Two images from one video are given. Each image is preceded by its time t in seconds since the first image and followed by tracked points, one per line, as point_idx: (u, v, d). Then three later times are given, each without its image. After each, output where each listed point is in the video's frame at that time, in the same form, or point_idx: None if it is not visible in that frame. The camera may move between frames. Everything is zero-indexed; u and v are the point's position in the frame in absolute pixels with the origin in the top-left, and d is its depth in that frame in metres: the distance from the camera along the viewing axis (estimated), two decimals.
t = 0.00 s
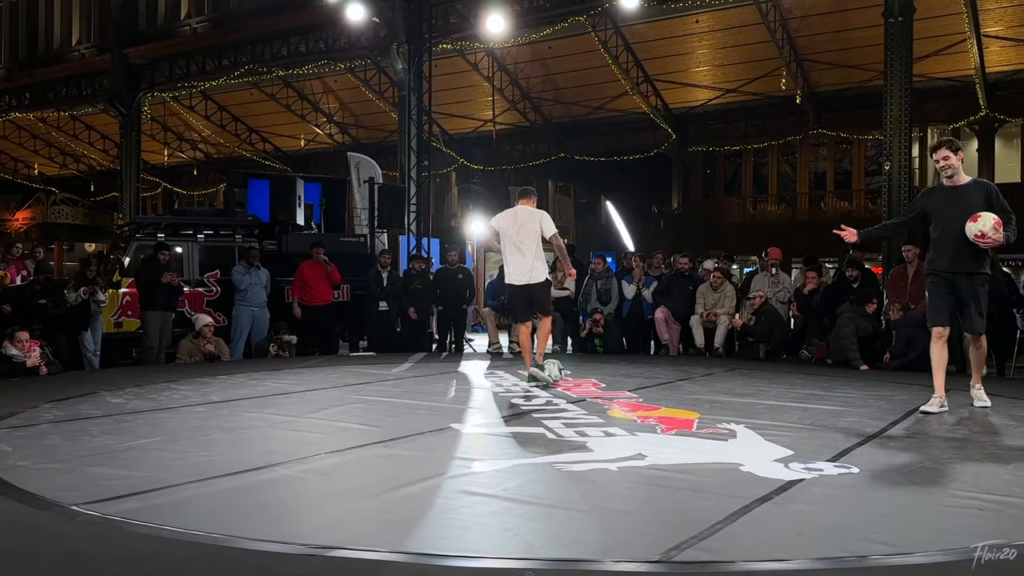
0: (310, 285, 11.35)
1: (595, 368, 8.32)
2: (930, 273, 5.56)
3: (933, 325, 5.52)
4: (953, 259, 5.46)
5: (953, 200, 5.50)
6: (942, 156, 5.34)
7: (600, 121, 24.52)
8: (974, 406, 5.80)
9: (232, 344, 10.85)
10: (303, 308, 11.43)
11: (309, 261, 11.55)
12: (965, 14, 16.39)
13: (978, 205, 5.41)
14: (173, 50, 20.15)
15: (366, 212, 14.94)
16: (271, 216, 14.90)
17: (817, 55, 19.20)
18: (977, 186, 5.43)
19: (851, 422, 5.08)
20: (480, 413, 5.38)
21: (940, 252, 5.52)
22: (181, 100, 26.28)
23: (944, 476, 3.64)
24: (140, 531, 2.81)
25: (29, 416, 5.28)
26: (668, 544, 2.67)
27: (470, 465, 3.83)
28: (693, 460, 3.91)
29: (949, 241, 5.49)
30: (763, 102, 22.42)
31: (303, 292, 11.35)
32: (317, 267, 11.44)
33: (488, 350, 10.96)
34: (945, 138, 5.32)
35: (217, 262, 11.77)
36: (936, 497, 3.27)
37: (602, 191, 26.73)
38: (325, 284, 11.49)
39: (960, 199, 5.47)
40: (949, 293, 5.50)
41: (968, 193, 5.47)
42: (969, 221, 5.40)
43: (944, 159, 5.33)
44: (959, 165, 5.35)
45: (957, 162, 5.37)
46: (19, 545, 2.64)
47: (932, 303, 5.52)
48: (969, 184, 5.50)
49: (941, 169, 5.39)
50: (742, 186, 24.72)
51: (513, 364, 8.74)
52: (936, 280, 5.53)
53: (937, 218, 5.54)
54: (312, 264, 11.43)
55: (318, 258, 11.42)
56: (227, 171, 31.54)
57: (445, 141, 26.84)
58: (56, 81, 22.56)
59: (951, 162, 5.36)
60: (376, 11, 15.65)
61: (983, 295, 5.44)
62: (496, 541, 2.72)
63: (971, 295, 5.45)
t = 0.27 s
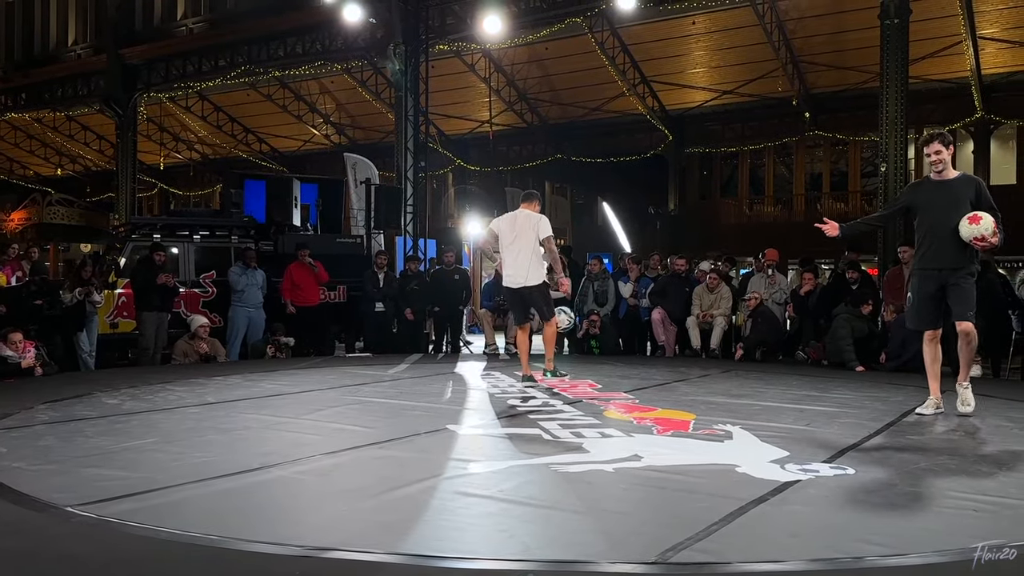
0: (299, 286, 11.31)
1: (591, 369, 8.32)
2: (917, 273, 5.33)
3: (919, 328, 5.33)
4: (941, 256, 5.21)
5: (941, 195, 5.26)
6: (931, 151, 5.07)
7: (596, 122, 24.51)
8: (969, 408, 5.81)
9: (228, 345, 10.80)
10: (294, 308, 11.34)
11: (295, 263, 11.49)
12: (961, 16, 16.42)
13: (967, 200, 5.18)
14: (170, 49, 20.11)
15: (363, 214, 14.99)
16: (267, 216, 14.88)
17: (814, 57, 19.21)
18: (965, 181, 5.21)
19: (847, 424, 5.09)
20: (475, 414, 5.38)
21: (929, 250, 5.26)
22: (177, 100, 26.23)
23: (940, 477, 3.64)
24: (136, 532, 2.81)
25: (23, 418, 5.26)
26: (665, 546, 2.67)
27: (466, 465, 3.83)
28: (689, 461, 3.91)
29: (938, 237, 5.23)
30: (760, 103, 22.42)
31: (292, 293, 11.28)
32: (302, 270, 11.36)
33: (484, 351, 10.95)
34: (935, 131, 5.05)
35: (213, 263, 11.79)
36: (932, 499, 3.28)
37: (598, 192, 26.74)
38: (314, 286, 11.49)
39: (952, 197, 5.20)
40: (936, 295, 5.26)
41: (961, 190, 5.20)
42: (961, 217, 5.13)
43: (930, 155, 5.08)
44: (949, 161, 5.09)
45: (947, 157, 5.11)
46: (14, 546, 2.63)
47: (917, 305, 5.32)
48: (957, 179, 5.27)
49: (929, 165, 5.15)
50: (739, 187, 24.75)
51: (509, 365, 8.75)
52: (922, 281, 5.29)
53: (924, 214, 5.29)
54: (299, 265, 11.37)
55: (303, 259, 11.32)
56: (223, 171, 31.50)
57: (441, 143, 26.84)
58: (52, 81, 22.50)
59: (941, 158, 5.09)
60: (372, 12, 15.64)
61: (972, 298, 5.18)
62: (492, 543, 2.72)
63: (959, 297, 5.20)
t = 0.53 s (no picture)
0: (291, 288, 11.27)
1: (587, 370, 8.33)
2: (909, 277, 5.26)
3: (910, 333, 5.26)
4: (933, 260, 5.13)
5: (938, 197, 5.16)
6: (931, 149, 4.97)
7: (593, 123, 24.51)
8: (965, 409, 5.83)
9: (225, 346, 10.80)
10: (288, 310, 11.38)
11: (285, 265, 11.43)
12: (957, 19, 16.46)
13: (963, 204, 5.10)
14: (166, 50, 20.09)
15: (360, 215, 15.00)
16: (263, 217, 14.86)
17: (810, 58, 19.25)
18: (963, 185, 5.12)
19: (843, 425, 5.10)
20: (472, 415, 5.39)
21: (921, 254, 5.19)
22: (174, 100, 26.21)
23: (935, 479, 3.65)
24: (132, 533, 2.80)
25: (19, 419, 5.25)
26: (660, 547, 2.68)
27: (462, 467, 3.84)
28: (684, 462, 3.92)
29: (932, 240, 5.15)
30: (757, 105, 22.46)
31: (285, 295, 11.26)
32: (294, 271, 11.34)
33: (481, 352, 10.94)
34: (936, 129, 4.95)
35: (210, 264, 11.77)
36: (928, 500, 3.29)
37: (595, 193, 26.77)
38: (307, 287, 11.47)
39: (945, 200, 5.13)
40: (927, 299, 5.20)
41: (954, 193, 5.13)
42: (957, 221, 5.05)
43: (931, 153, 4.98)
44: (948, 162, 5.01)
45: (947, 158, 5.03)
46: (9, 548, 2.62)
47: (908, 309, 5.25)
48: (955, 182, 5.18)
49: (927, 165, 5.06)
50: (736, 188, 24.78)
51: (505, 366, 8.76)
52: (914, 286, 5.22)
53: (919, 216, 5.20)
54: (289, 267, 11.33)
55: (292, 260, 11.27)
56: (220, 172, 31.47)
57: (438, 144, 26.85)
58: (49, 82, 22.47)
59: (941, 157, 5.00)
60: (369, 13, 15.62)
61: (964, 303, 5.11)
62: (487, 544, 2.72)
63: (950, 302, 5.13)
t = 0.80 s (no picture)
0: (288, 289, 11.27)
1: (583, 372, 8.34)
2: (906, 274, 5.15)
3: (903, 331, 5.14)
4: (931, 257, 5.01)
5: (938, 192, 5.03)
6: (931, 143, 4.87)
7: (589, 125, 24.52)
8: (960, 411, 5.84)
9: (221, 347, 10.79)
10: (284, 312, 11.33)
11: (282, 264, 11.42)
12: (952, 21, 16.51)
13: (964, 199, 4.95)
14: (162, 50, 20.06)
15: (356, 216, 14.99)
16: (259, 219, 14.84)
17: (806, 61, 19.29)
18: (964, 179, 4.98)
19: (838, 426, 5.11)
20: (468, 416, 5.39)
21: (919, 250, 5.08)
22: (169, 101, 26.17)
23: (930, 481, 3.66)
24: (126, 535, 2.79)
25: (13, 420, 5.23)
26: (656, 548, 2.68)
27: (458, 469, 3.83)
28: (680, 464, 3.93)
29: (930, 236, 5.03)
30: (752, 107, 22.50)
31: (280, 296, 11.25)
32: (294, 271, 11.33)
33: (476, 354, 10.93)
34: (937, 122, 4.84)
35: (205, 266, 11.76)
36: (923, 501, 3.29)
37: (591, 195, 26.78)
38: (304, 289, 11.45)
39: (945, 195, 5.01)
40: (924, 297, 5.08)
41: (956, 187, 5.00)
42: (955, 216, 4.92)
43: (931, 147, 4.88)
44: (948, 156, 4.89)
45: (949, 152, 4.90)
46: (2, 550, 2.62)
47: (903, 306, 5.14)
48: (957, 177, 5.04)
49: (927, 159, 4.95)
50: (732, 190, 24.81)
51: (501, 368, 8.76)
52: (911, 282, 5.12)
53: (918, 212, 5.08)
54: (285, 267, 11.30)
55: (291, 259, 11.28)
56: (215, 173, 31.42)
57: (435, 145, 26.86)
58: (44, 82, 22.41)
59: (942, 151, 4.88)
60: (365, 14, 15.60)
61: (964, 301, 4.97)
62: (483, 546, 2.71)
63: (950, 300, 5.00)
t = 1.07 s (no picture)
0: (289, 289, 11.21)
1: (580, 373, 8.34)
2: (906, 274, 4.89)
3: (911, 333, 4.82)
4: (929, 257, 4.79)
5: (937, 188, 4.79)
6: (924, 141, 4.71)
7: (587, 126, 24.55)
8: (956, 413, 5.84)
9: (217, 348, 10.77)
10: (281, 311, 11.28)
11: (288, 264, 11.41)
12: (948, 24, 16.56)
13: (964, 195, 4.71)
14: (160, 51, 20.06)
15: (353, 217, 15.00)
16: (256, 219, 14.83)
17: (803, 63, 19.33)
18: (962, 175, 4.74)
19: (835, 428, 5.11)
20: (465, 418, 5.38)
21: (920, 249, 4.83)
22: (166, 102, 26.15)
23: (926, 482, 3.66)
24: (122, 537, 2.79)
25: (9, 421, 5.21)
26: (653, 550, 2.68)
27: (455, 470, 3.83)
28: (678, 465, 3.93)
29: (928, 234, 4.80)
30: (749, 108, 22.54)
31: (281, 295, 11.18)
32: (297, 271, 11.28)
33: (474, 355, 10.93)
34: (928, 118, 4.68)
35: (202, 266, 11.75)
36: (919, 503, 3.30)
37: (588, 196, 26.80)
38: (304, 290, 11.37)
39: (943, 190, 4.77)
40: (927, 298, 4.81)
41: (954, 182, 4.77)
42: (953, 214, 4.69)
43: (924, 146, 4.72)
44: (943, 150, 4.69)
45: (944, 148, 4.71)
46: None
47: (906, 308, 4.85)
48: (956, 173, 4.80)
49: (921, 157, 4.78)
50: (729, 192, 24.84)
51: (498, 369, 8.75)
52: (912, 283, 4.85)
53: (915, 209, 4.85)
54: (291, 266, 11.27)
55: (297, 260, 11.27)
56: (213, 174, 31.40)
57: (432, 146, 26.87)
58: (42, 82, 22.37)
59: (937, 148, 4.70)
60: (363, 15, 15.59)
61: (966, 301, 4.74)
62: (479, 548, 2.71)
63: (953, 300, 4.75)
